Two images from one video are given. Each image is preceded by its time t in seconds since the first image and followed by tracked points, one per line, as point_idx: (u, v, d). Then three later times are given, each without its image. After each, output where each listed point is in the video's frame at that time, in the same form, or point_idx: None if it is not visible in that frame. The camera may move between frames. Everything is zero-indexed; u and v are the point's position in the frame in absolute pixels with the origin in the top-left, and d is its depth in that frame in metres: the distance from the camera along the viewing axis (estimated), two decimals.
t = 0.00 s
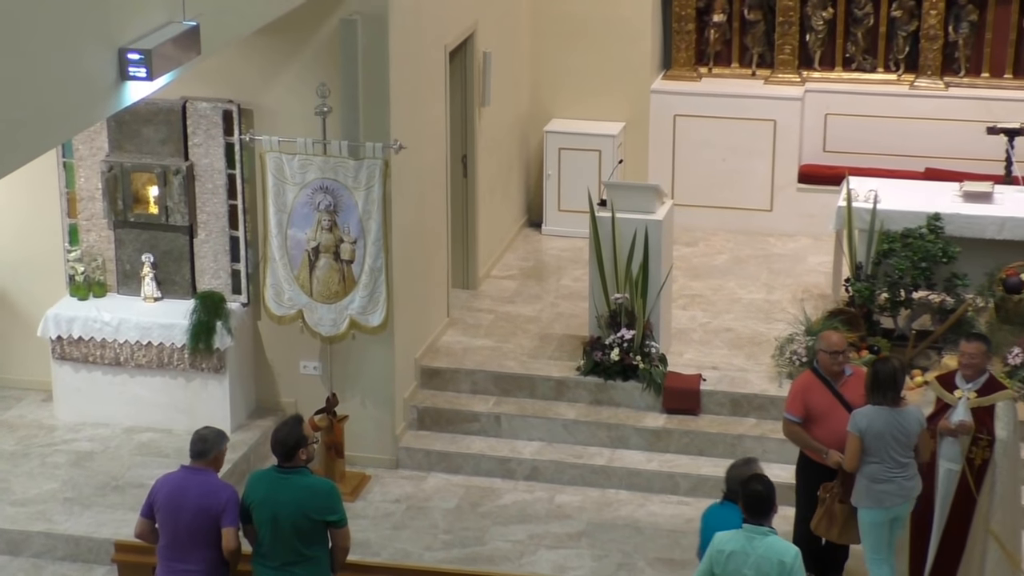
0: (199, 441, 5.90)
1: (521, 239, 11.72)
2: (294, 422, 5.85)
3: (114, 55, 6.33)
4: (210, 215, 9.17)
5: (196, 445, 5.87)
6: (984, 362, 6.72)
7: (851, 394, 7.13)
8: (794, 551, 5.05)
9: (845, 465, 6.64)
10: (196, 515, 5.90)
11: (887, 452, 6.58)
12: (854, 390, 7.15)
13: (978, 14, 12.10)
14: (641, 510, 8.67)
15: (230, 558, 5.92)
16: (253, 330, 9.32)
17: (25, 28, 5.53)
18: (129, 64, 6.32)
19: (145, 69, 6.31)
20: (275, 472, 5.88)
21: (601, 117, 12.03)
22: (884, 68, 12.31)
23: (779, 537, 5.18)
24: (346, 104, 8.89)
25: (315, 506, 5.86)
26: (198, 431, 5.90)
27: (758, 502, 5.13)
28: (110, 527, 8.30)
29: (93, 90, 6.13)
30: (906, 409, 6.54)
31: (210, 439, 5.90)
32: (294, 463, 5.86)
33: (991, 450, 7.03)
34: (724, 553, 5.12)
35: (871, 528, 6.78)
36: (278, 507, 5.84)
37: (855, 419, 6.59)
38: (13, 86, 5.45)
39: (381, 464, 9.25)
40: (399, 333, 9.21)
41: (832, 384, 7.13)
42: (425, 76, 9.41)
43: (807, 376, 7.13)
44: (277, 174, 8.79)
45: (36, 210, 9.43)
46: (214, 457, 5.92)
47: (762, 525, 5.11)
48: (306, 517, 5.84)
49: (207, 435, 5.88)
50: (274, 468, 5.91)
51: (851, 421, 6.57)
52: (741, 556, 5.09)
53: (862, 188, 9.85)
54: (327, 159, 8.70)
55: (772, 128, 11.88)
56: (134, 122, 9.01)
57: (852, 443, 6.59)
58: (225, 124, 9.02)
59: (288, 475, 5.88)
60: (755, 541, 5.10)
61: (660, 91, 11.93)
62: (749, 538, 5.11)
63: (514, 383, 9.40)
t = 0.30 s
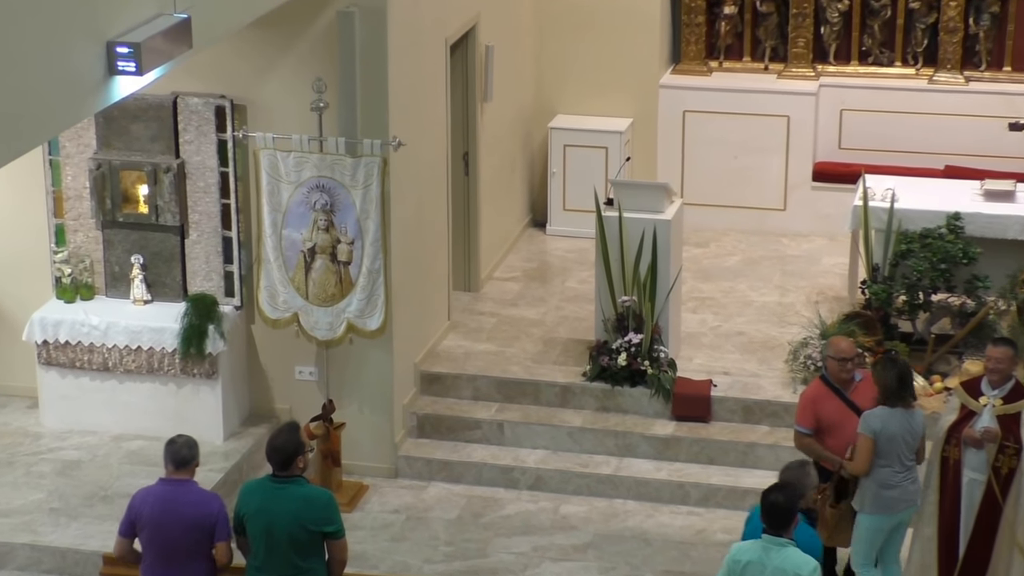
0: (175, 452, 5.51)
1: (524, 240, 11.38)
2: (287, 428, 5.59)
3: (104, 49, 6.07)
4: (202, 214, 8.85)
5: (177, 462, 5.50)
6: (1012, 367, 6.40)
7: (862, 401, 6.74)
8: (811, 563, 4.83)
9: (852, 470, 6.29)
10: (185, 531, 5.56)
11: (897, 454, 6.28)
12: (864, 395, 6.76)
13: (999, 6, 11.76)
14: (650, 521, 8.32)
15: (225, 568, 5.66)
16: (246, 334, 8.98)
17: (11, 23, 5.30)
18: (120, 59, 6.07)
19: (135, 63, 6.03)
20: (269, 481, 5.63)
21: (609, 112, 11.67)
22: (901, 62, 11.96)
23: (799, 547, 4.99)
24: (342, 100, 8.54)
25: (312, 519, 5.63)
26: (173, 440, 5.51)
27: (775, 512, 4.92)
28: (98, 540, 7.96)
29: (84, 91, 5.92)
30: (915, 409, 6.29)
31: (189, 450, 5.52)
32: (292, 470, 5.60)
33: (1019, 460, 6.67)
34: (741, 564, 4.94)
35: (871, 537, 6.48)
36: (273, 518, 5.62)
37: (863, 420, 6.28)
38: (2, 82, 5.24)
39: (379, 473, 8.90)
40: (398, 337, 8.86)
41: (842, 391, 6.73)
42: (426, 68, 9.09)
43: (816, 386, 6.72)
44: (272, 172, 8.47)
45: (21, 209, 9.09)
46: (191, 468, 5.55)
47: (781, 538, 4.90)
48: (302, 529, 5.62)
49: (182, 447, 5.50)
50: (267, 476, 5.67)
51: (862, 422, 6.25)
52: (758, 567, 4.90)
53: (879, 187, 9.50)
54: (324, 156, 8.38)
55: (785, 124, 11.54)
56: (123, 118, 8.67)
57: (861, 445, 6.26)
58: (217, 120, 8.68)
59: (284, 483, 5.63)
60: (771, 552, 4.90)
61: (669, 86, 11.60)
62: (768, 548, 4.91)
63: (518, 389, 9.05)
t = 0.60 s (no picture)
0: (132, 463, 5.57)
1: (528, 240, 11.05)
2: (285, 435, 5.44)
3: (90, 43, 5.80)
4: (193, 214, 8.52)
5: (139, 473, 5.56)
6: None
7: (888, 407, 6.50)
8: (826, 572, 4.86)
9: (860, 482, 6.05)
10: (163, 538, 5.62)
11: (902, 460, 6.12)
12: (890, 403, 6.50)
13: None
14: (659, 532, 7.99)
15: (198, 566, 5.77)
16: (239, 338, 8.65)
17: None
18: (108, 53, 5.80)
19: (123, 57, 5.80)
20: (264, 491, 5.44)
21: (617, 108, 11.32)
22: (919, 55, 11.63)
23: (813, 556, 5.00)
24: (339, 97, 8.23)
25: (308, 531, 5.43)
26: (128, 451, 5.57)
27: (787, 521, 4.93)
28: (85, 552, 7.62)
29: (71, 86, 5.69)
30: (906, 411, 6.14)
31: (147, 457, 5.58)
32: (288, 478, 5.41)
33: None
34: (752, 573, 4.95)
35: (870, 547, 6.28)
36: (267, 526, 5.41)
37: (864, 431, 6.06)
38: None
39: (377, 482, 8.56)
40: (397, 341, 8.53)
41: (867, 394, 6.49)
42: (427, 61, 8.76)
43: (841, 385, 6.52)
44: (266, 170, 8.14)
45: (6, 209, 8.77)
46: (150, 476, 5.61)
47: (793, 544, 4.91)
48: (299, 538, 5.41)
49: (140, 454, 5.56)
50: (263, 486, 5.49)
51: (868, 432, 6.02)
52: None
53: (896, 185, 9.17)
54: (319, 153, 8.06)
55: (798, 120, 11.22)
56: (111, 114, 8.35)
57: (867, 455, 6.03)
58: (209, 116, 8.36)
59: (279, 493, 5.42)
60: (784, 561, 4.91)
61: (679, 81, 11.27)
62: (780, 557, 4.92)
63: (521, 395, 8.71)
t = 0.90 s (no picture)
0: (101, 472, 5.39)
1: (532, 239, 10.74)
2: (280, 447, 5.30)
3: (78, 34, 5.57)
4: (184, 213, 8.20)
5: (111, 481, 5.39)
6: None
7: (920, 414, 6.18)
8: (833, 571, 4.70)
9: (846, 495, 5.82)
10: (144, 543, 5.45)
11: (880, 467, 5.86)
12: (920, 410, 6.19)
13: None
14: (668, 544, 7.67)
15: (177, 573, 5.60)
16: (232, 343, 8.33)
17: None
18: (95, 46, 5.56)
19: (112, 51, 5.57)
20: (261, 498, 5.29)
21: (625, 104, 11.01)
22: (939, 48, 11.32)
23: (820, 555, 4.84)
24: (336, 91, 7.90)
25: (306, 539, 5.25)
26: (96, 460, 5.40)
27: (791, 519, 4.79)
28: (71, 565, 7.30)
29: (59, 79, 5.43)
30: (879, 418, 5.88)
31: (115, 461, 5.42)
32: (286, 485, 5.27)
33: None
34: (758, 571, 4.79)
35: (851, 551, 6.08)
36: (265, 538, 5.24)
37: (843, 443, 5.79)
38: None
39: (375, 492, 8.23)
40: (396, 345, 8.20)
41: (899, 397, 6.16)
42: (427, 53, 8.45)
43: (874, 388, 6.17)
44: (259, 168, 7.83)
45: None
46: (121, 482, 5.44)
47: (802, 540, 4.76)
48: (297, 551, 5.23)
49: (109, 461, 5.40)
50: (259, 496, 5.32)
51: (851, 442, 5.74)
52: None
53: (915, 184, 8.86)
54: (315, 150, 7.74)
55: (813, 115, 10.88)
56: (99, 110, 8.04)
57: (851, 468, 5.77)
58: (201, 111, 8.05)
59: (278, 500, 5.27)
60: (789, 558, 4.76)
61: (689, 75, 10.95)
62: (787, 555, 4.76)
63: (525, 401, 8.38)
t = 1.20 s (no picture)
0: (95, 479, 5.18)
1: (536, 239, 10.42)
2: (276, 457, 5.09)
3: (65, 27, 5.60)
4: (175, 212, 7.89)
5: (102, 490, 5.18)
6: None
7: (942, 422, 5.89)
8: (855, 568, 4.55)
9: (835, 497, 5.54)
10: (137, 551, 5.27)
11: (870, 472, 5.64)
12: (943, 419, 5.91)
13: None
14: (679, 556, 7.35)
15: None
16: (225, 347, 8.02)
17: None
18: (82, 38, 5.60)
19: (99, 43, 5.58)
20: (257, 507, 5.06)
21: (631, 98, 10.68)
22: (958, 41, 10.92)
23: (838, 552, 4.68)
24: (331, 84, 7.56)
25: (304, 548, 5.03)
26: (86, 468, 5.17)
27: (809, 517, 4.62)
28: None
29: (38, 69, 5.40)
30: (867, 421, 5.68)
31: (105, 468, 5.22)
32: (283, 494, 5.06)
33: None
34: (776, 569, 4.60)
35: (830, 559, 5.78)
36: (259, 548, 5.01)
37: (838, 444, 5.55)
38: None
39: (373, 502, 7.91)
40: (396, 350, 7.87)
41: (921, 406, 5.87)
42: (428, 45, 8.14)
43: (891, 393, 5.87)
44: (253, 165, 7.52)
45: None
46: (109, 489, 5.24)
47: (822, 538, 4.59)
48: (293, 561, 5.01)
49: (102, 468, 5.19)
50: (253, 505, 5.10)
51: (846, 444, 5.51)
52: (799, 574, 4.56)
53: (935, 182, 8.56)
54: (310, 147, 7.44)
55: (828, 112, 10.59)
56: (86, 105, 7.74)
57: (845, 469, 5.52)
58: (192, 107, 7.74)
59: (274, 509, 5.05)
60: (810, 555, 4.58)
61: (699, 69, 10.62)
62: (805, 552, 4.59)
63: (529, 408, 8.04)
